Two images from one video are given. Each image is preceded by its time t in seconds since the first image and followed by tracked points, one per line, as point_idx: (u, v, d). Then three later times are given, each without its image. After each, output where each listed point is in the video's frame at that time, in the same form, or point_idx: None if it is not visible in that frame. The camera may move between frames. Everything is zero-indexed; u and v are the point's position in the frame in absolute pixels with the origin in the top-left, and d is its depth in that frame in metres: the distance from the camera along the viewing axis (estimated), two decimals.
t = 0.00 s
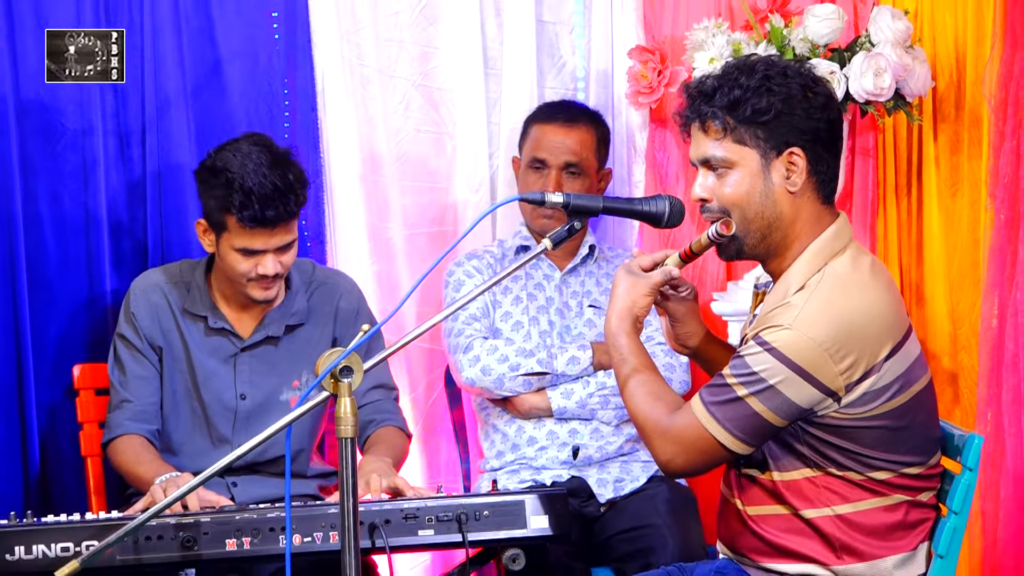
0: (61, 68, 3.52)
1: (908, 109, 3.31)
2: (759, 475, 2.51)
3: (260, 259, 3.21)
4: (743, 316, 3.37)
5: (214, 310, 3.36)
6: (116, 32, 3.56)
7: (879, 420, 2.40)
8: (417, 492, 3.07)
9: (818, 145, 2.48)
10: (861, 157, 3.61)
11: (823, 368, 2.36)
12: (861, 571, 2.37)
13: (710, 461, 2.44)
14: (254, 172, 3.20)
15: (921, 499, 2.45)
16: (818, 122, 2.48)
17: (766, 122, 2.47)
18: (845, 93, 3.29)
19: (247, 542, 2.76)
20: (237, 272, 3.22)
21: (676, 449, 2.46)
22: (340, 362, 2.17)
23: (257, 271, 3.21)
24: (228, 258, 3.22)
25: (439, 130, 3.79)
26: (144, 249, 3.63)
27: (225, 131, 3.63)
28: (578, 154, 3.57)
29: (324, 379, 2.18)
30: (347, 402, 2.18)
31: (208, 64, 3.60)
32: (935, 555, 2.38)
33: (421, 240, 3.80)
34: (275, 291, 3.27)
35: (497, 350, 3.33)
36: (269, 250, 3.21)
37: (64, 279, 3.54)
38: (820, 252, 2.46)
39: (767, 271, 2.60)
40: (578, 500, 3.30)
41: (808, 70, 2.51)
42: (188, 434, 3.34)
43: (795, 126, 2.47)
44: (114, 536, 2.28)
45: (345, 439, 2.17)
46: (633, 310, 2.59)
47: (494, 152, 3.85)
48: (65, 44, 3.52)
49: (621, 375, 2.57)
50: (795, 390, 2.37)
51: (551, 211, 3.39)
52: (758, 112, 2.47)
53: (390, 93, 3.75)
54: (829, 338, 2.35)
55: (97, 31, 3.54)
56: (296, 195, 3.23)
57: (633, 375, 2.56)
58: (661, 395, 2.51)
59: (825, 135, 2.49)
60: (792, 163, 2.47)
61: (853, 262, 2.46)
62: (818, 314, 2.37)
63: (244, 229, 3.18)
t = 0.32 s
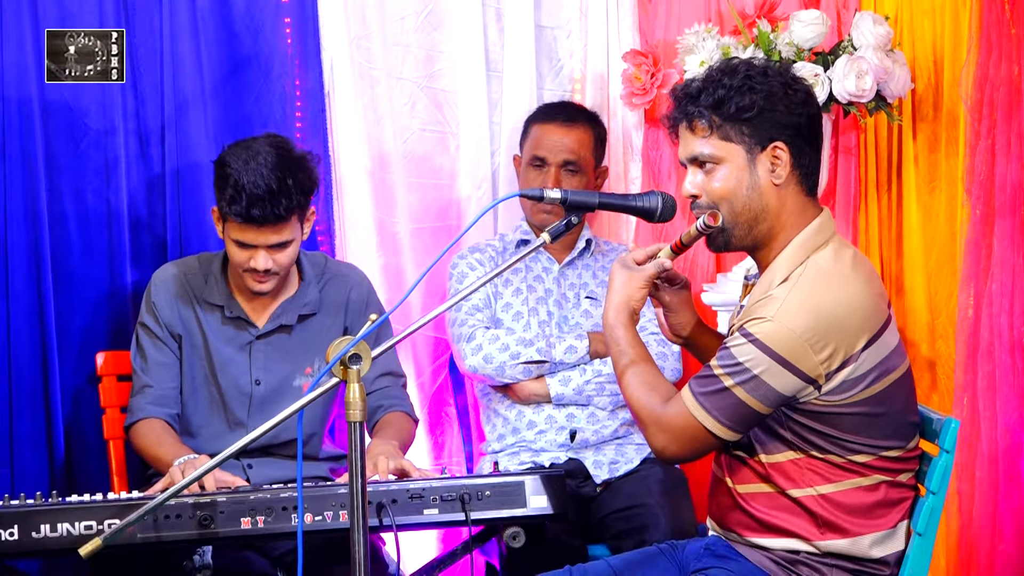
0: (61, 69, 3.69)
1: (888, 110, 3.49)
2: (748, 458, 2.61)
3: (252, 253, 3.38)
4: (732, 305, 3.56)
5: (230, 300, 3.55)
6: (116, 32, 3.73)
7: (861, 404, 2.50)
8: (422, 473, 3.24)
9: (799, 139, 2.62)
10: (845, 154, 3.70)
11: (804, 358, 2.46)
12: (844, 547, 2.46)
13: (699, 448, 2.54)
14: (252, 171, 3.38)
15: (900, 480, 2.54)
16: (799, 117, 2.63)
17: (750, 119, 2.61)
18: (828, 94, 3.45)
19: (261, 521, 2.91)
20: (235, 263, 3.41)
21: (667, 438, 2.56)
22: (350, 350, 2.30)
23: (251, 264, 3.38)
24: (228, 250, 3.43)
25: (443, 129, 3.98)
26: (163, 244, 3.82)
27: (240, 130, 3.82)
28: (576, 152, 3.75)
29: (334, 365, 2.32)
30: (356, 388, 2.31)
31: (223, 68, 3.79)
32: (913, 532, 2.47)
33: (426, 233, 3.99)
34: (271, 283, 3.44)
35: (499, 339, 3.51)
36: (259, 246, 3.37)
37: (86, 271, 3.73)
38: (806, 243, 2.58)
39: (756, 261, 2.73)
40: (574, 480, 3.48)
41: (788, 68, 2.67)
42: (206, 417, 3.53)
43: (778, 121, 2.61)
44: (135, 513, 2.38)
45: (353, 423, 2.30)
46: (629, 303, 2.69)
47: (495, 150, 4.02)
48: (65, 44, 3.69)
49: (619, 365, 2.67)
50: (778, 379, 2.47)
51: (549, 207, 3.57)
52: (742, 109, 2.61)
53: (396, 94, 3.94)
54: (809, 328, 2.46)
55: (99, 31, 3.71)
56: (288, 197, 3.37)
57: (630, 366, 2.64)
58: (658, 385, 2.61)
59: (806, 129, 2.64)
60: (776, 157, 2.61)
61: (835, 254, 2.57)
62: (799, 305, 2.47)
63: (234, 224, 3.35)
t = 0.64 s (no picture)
0: (60, 68, 3.86)
1: (871, 112, 3.67)
2: (741, 444, 2.72)
3: (270, 251, 3.56)
4: (723, 298, 3.73)
5: (246, 293, 3.74)
6: (116, 32, 3.90)
7: (847, 392, 2.61)
8: (428, 458, 3.42)
9: (785, 141, 2.75)
10: (829, 154, 3.91)
11: (790, 346, 2.56)
12: (828, 528, 2.58)
13: (705, 439, 2.64)
14: (273, 173, 3.55)
15: (883, 464, 2.65)
16: (785, 121, 2.76)
17: (738, 122, 2.74)
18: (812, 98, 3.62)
19: (274, 503, 3.05)
20: (253, 260, 3.59)
21: (674, 435, 2.67)
22: (358, 341, 2.44)
23: (268, 262, 3.57)
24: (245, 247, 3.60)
25: (447, 130, 4.17)
26: (181, 239, 4.02)
27: (254, 131, 4.01)
28: (575, 152, 3.93)
29: (344, 356, 2.46)
30: (365, 378, 2.46)
31: (236, 71, 3.98)
32: (895, 514, 2.58)
33: (431, 230, 4.18)
34: (287, 281, 3.63)
35: (501, 331, 3.69)
36: (278, 245, 3.55)
37: (108, 265, 3.92)
38: (792, 237, 2.69)
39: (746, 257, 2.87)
40: (573, 465, 3.56)
41: (774, 73, 2.79)
42: (221, 404, 3.71)
43: (764, 125, 2.74)
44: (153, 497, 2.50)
45: (363, 411, 2.44)
46: (628, 302, 2.83)
47: (496, 150, 4.21)
48: (65, 44, 3.86)
49: (624, 362, 2.79)
50: (768, 368, 2.57)
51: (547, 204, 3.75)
52: (730, 113, 2.74)
53: (402, 97, 4.13)
54: (795, 318, 2.56)
55: (99, 32, 3.89)
56: (307, 199, 3.56)
57: (635, 362, 2.78)
58: (661, 380, 2.74)
59: (792, 132, 2.76)
60: (763, 158, 2.74)
61: (821, 245, 2.68)
62: (784, 295, 2.58)
63: (255, 222, 3.53)
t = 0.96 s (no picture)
0: (61, 68, 3.91)
1: (865, 108, 3.74)
2: (739, 433, 2.74)
3: (272, 249, 3.64)
4: (721, 291, 3.78)
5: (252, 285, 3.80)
6: (116, 32, 3.97)
7: (843, 381, 2.63)
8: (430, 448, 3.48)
9: (782, 136, 2.78)
10: (826, 150, 4.13)
11: (789, 333, 2.59)
12: (823, 517, 2.60)
13: (706, 427, 2.66)
14: (267, 172, 3.60)
15: (878, 454, 2.67)
16: (783, 116, 2.79)
17: (737, 118, 2.77)
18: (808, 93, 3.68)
19: (279, 492, 3.07)
20: (258, 258, 3.67)
21: (672, 421, 2.68)
22: (361, 333, 2.47)
23: (272, 258, 3.65)
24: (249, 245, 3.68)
25: (448, 126, 4.24)
26: (187, 233, 4.09)
27: (258, 127, 4.08)
28: (574, 147, 3.99)
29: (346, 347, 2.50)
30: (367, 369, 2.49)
31: (241, 68, 4.05)
32: (891, 504, 2.59)
33: (433, 224, 4.26)
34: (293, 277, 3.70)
35: (501, 324, 3.75)
36: (279, 242, 3.62)
37: (116, 258, 3.99)
38: (791, 228, 2.74)
39: (744, 249, 2.90)
40: (573, 455, 3.66)
41: (772, 69, 2.81)
42: (229, 396, 3.76)
43: (763, 120, 2.77)
44: (159, 487, 2.46)
45: (365, 401, 2.48)
46: (626, 293, 2.85)
47: (497, 145, 4.28)
48: (65, 44, 3.91)
49: (621, 350, 2.81)
50: (767, 354, 2.59)
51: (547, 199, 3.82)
52: (729, 109, 2.77)
53: (404, 93, 4.20)
54: (793, 304, 2.60)
55: (99, 32, 3.95)
56: (303, 193, 3.60)
57: (631, 350, 2.80)
58: (659, 369, 2.76)
59: (790, 127, 2.79)
60: (761, 153, 2.78)
61: (818, 237, 2.72)
62: (782, 282, 2.62)
63: (254, 221, 3.59)
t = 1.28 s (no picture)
0: (60, 68, 3.90)
1: (865, 107, 3.76)
2: (740, 433, 2.74)
3: (299, 247, 3.61)
4: (721, 290, 3.78)
5: (251, 284, 3.79)
6: (116, 32, 3.96)
7: (844, 381, 2.63)
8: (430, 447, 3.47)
9: (783, 135, 2.78)
10: (825, 148, 4.11)
11: (793, 333, 2.59)
12: (824, 518, 2.60)
13: (706, 426, 2.66)
14: (296, 170, 3.59)
15: (878, 454, 2.67)
16: (784, 116, 2.79)
17: (737, 117, 2.77)
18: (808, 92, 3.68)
19: (278, 492, 3.06)
20: (280, 258, 3.63)
21: (672, 420, 2.68)
22: (361, 333, 2.46)
23: (297, 257, 3.62)
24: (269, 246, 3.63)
25: (448, 125, 4.23)
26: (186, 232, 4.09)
27: (259, 126, 4.08)
28: (574, 146, 3.99)
29: (346, 346, 2.50)
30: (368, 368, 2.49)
31: (241, 67, 4.04)
32: (891, 503, 2.59)
33: (433, 223, 4.26)
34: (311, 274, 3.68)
35: (501, 323, 3.75)
36: (308, 239, 3.60)
37: (115, 257, 3.99)
38: (792, 228, 2.74)
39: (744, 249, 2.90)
40: (573, 454, 3.70)
41: (773, 68, 2.81)
42: (228, 394, 3.77)
43: (764, 119, 2.77)
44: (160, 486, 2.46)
45: (366, 400, 2.47)
46: (625, 293, 2.85)
47: (498, 144, 4.28)
48: (65, 44, 3.91)
49: (621, 348, 2.81)
50: (771, 354, 2.59)
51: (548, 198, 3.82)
52: (730, 107, 2.77)
53: (404, 92, 4.19)
54: (797, 304, 2.59)
55: (99, 31, 3.94)
56: (334, 189, 3.62)
57: (630, 348, 2.80)
58: (659, 367, 2.76)
59: (790, 127, 2.79)
60: (761, 152, 2.78)
61: (818, 237, 2.72)
62: (785, 283, 2.61)
63: (286, 220, 3.56)
